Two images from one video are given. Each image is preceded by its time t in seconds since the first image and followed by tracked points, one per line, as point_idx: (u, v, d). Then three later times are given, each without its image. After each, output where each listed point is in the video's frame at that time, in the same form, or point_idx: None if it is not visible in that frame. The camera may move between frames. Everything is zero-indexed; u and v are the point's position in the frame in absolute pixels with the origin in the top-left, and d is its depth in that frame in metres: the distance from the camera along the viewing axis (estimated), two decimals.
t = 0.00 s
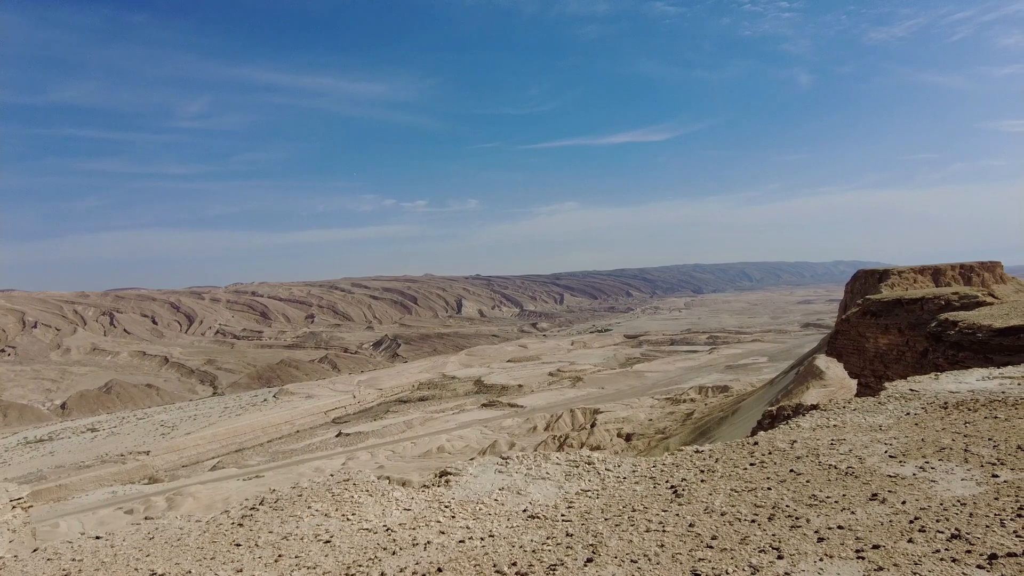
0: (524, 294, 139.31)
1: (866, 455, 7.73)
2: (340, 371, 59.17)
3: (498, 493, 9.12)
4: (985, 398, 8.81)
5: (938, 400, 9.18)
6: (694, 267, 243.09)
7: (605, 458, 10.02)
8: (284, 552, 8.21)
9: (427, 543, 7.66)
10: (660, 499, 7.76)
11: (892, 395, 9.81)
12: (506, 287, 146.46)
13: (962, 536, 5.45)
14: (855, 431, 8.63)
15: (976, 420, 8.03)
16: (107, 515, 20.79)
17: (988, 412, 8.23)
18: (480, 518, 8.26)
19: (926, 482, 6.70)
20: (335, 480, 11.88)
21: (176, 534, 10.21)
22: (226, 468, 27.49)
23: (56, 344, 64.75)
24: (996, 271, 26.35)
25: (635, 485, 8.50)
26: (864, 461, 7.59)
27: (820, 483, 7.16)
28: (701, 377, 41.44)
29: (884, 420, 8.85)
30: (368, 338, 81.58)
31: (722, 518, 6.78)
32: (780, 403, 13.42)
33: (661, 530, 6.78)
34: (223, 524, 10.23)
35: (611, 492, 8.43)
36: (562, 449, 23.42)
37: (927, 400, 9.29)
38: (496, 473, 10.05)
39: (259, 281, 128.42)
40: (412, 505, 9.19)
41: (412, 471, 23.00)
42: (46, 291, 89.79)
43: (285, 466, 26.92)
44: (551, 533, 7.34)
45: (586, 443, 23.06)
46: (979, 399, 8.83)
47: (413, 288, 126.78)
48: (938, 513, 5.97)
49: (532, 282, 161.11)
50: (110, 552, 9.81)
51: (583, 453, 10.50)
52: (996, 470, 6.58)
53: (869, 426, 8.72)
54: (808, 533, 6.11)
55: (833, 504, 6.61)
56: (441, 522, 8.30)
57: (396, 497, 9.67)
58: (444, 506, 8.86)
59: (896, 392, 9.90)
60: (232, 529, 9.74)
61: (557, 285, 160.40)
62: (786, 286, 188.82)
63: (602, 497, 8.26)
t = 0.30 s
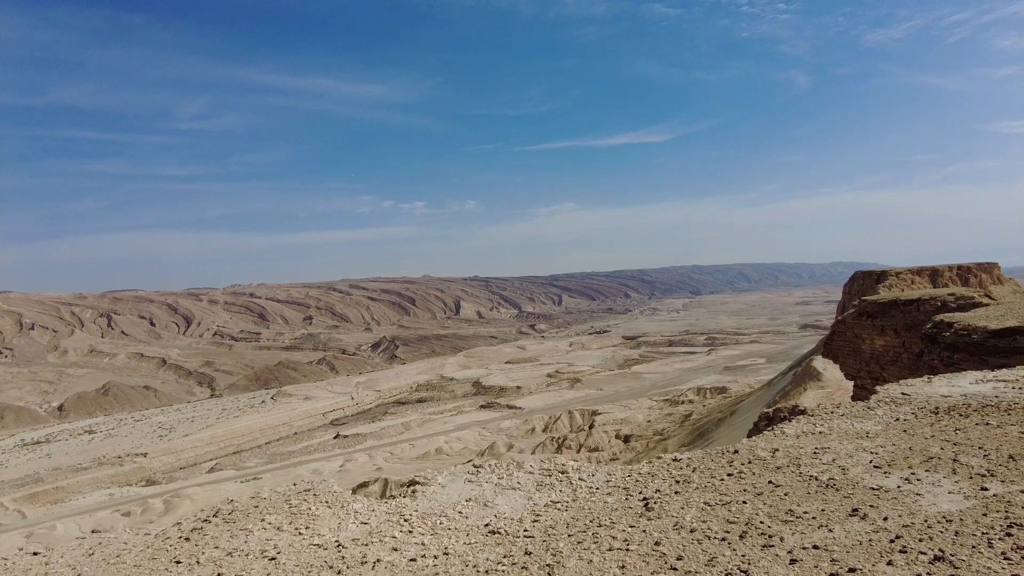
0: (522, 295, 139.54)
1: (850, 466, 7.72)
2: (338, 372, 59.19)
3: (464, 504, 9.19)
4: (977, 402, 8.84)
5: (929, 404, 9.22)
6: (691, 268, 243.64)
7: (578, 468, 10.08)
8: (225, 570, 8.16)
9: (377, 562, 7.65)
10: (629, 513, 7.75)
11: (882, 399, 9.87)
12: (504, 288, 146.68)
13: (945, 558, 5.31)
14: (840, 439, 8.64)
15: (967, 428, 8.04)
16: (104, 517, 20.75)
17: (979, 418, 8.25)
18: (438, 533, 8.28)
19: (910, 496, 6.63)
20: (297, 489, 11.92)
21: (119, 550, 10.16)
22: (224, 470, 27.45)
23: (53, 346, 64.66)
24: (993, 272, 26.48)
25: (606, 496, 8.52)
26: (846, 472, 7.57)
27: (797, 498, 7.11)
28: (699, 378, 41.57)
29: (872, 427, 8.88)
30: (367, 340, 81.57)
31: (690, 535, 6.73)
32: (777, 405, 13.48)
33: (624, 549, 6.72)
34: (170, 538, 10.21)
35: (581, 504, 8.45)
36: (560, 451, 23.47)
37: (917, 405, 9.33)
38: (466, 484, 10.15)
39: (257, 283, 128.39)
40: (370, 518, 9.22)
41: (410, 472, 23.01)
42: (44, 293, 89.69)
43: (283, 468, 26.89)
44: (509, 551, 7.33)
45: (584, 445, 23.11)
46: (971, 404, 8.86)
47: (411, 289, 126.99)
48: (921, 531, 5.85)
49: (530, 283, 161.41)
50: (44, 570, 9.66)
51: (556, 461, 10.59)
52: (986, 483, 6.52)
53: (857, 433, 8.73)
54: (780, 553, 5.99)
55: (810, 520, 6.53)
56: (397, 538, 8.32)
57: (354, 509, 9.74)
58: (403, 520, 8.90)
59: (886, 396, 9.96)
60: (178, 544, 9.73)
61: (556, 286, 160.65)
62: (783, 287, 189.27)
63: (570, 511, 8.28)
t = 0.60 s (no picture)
0: (522, 295, 139.51)
1: (841, 471, 7.70)
2: (338, 372, 59.20)
3: (434, 512, 9.22)
4: (976, 403, 8.85)
5: (926, 405, 9.23)
6: (691, 268, 243.57)
7: (557, 473, 10.09)
8: None
9: (330, 573, 7.43)
10: (604, 522, 7.66)
11: (878, 399, 9.90)
12: (504, 288, 146.70)
13: None
14: (832, 442, 8.64)
15: (965, 430, 8.03)
16: (104, 517, 20.76)
17: (978, 420, 8.25)
18: (398, 543, 8.21)
19: (904, 506, 6.57)
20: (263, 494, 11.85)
21: (66, 560, 10.02)
22: (224, 469, 27.46)
23: (53, 346, 64.66)
24: (993, 272, 26.49)
25: (583, 503, 8.49)
26: (836, 478, 7.54)
27: (783, 507, 7.02)
28: (699, 378, 41.55)
29: (866, 429, 8.88)
30: (367, 339, 81.56)
31: (664, 548, 6.62)
32: (776, 404, 13.46)
33: (592, 562, 6.60)
34: (119, 547, 10.05)
35: (557, 510, 8.41)
36: (560, 450, 23.47)
37: (913, 405, 9.34)
38: (439, 490, 10.20)
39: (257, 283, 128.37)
40: (331, 526, 9.20)
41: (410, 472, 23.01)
42: (44, 293, 89.69)
43: (282, 468, 26.91)
44: (471, 563, 7.22)
45: (584, 444, 23.11)
46: (969, 405, 8.88)
47: (411, 289, 126.89)
48: (913, 546, 5.77)
49: (530, 283, 161.27)
50: None
51: (534, 466, 10.60)
52: (985, 491, 6.47)
53: (850, 436, 8.73)
54: (760, 569, 5.89)
55: (794, 533, 6.43)
56: (355, 548, 8.20)
57: (317, 516, 9.69)
58: (365, 529, 8.87)
59: (881, 396, 9.98)
60: (125, 553, 9.56)
61: (556, 286, 160.56)
62: (783, 287, 189.31)
63: (544, 518, 8.21)
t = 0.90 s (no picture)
0: (522, 293, 139.49)
1: (826, 483, 7.57)
2: (338, 369, 59.24)
3: (399, 523, 9.17)
4: (972, 408, 8.84)
5: (921, 410, 9.22)
6: (692, 266, 243.59)
7: (532, 480, 10.00)
8: None
9: None
10: (574, 538, 7.50)
11: (871, 403, 9.89)
12: (505, 286, 146.72)
13: None
14: (821, 451, 8.55)
15: (960, 438, 7.98)
16: (104, 514, 20.80)
17: (974, 427, 8.23)
18: (353, 559, 8.15)
19: (891, 522, 6.41)
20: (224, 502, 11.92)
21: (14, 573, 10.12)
22: (224, 467, 27.50)
23: (54, 343, 64.69)
24: (994, 270, 26.47)
25: (554, 515, 8.36)
26: (821, 491, 7.40)
27: (762, 523, 6.87)
28: (700, 376, 41.57)
29: (857, 435, 8.82)
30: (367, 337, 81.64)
31: (632, 568, 6.45)
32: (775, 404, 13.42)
33: None
34: (67, 560, 10.14)
35: (527, 524, 8.26)
36: (560, 448, 23.48)
37: (907, 410, 9.32)
38: (409, 498, 10.17)
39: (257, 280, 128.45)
40: (287, 539, 9.15)
41: (410, 470, 23.06)
42: (44, 291, 89.68)
43: (282, 465, 26.95)
44: None
45: (584, 442, 23.12)
46: (965, 409, 8.86)
47: (411, 286, 126.88)
48: (896, 568, 5.60)
49: (530, 281, 161.23)
50: None
51: (511, 473, 10.51)
52: (977, 507, 6.34)
53: (840, 444, 8.66)
54: None
55: (770, 553, 6.24)
56: (307, 564, 8.16)
57: (274, 528, 9.67)
58: (321, 542, 8.81)
59: (874, 400, 9.96)
60: (70, 567, 9.66)
61: (556, 284, 160.38)
62: (784, 285, 189.29)
63: (514, 532, 8.08)
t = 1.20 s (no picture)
0: (525, 293, 139.46)
1: (814, 496, 7.28)
2: (341, 369, 59.28)
3: (365, 535, 9.30)
4: (972, 413, 8.69)
5: (918, 415, 9.10)
6: (694, 266, 243.28)
7: (508, 490, 9.95)
8: None
9: None
10: (540, 554, 7.26)
11: (866, 408, 9.82)
12: (507, 286, 146.72)
13: None
14: (811, 460, 8.34)
15: (958, 447, 7.80)
16: (107, 514, 20.81)
17: (973, 434, 8.05)
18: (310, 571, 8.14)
19: (880, 541, 6.06)
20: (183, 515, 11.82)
21: None
22: (226, 467, 27.51)
23: (57, 343, 64.86)
24: (998, 270, 26.33)
25: (525, 528, 8.19)
26: (808, 505, 7.10)
27: (741, 539, 6.54)
28: (703, 376, 41.47)
29: (852, 443, 8.67)
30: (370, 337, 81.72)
31: None
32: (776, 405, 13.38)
33: None
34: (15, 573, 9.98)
35: (496, 538, 8.12)
36: (562, 449, 23.42)
37: (904, 415, 9.21)
38: (378, 509, 10.37)
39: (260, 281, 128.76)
40: (243, 553, 9.09)
41: (412, 470, 23.05)
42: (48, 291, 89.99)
43: (285, 465, 26.94)
44: None
45: (586, 443, 23.05)
46: (964, 415, 8.73)
47: (414, 286, 126.97)
48: None
49: (533, 281, 161.29)
50: None
51: (489, 483, 10.53)
52: (973, 524, 6.04)
53: (832, 452, 8.50)
54: None
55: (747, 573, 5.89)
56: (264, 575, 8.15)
57: (234, 540, 9.65)
58: (281, 554, 8.82)
59: (871, 405, 9.85)
60: None
61: (558, 284, 160.30)
62: (786, 285, 188.91)
63: (483, 546, 7.97)
